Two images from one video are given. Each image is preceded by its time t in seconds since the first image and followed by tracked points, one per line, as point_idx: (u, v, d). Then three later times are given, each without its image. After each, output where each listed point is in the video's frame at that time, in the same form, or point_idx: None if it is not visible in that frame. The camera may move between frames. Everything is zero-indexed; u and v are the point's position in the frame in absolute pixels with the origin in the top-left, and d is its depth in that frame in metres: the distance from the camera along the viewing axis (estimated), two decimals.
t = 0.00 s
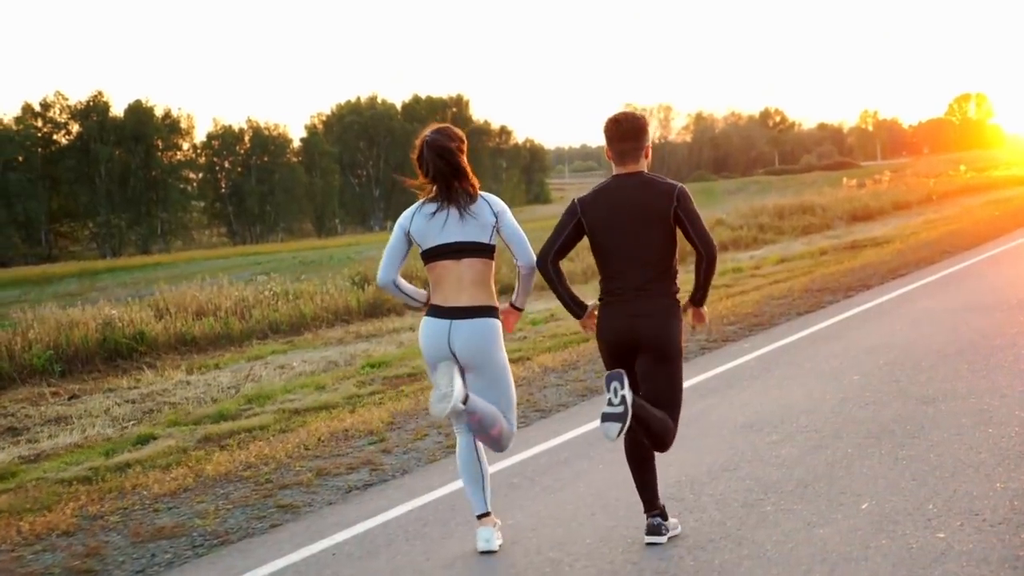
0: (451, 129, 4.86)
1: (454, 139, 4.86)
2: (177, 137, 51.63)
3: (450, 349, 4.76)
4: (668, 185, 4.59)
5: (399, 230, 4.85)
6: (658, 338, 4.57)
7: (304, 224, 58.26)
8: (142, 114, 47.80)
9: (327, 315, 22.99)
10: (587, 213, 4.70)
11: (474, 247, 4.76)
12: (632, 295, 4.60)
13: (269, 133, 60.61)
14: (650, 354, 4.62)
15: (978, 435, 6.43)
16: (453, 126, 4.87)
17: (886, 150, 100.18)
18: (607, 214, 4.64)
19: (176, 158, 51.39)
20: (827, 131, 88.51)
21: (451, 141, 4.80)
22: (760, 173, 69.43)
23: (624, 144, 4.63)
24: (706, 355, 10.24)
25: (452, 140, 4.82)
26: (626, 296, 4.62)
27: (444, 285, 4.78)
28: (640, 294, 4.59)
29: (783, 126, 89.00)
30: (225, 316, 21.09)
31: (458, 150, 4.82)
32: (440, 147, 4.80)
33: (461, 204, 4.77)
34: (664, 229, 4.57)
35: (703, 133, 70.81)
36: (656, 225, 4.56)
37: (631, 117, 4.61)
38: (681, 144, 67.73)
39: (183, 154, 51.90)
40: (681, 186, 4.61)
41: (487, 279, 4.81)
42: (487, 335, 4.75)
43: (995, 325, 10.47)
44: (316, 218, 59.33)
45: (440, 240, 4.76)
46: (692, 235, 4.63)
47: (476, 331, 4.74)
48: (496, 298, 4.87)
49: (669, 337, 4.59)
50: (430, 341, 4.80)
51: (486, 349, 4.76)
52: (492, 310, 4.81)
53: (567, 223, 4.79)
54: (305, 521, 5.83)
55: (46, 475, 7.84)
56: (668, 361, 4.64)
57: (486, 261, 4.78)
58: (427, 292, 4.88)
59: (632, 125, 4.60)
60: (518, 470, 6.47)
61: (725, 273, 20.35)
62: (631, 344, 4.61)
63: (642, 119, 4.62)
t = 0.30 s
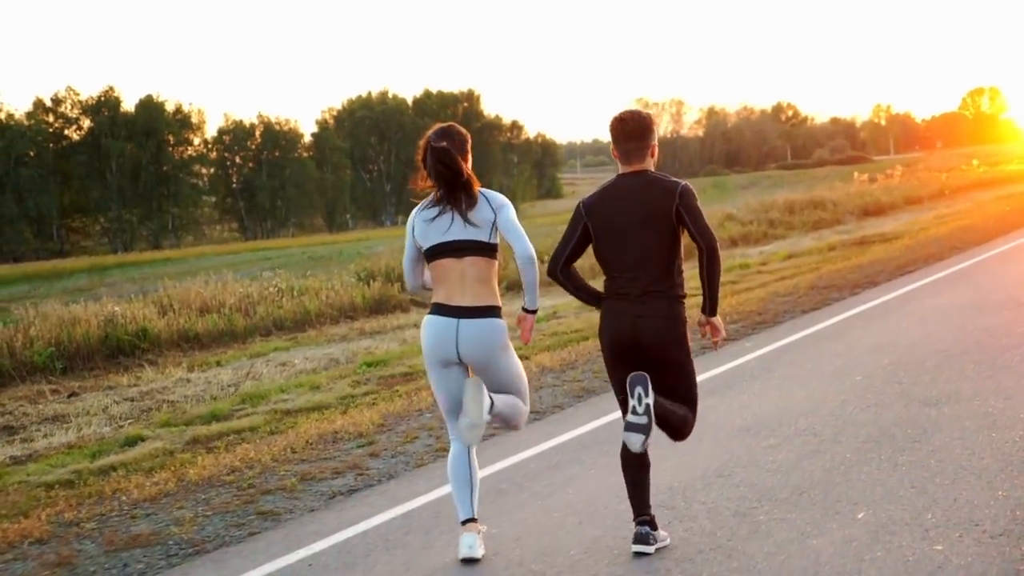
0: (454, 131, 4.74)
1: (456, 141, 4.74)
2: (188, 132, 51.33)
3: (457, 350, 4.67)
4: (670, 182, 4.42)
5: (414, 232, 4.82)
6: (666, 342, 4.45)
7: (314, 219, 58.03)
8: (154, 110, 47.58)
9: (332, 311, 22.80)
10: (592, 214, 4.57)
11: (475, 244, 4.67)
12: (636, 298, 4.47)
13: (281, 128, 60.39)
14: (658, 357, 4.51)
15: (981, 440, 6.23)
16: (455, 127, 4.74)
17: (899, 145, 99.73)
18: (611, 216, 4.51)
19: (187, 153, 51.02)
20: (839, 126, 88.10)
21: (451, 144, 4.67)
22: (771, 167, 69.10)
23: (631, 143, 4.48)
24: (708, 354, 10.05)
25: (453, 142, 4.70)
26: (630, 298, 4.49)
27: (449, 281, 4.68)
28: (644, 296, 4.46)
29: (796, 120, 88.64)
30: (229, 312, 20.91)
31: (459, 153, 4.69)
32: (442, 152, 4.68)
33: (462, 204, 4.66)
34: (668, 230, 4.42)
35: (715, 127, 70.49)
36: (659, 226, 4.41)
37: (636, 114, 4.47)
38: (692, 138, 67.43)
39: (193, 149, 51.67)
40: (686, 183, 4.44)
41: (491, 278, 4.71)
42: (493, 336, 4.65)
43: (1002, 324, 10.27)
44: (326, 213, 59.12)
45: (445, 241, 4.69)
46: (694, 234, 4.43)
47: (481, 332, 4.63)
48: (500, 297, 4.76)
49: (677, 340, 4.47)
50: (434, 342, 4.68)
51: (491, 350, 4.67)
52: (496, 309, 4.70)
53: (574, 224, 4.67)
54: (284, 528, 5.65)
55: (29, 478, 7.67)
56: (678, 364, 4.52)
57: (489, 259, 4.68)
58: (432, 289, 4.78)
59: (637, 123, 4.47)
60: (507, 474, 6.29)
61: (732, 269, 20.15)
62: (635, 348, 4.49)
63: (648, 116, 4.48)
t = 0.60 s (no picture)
0: (460, 124, 4.78)
1: (463, 134, 4.78)
2: (200, 128, 51.09)
3: (465, 344, 4.67)
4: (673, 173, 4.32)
5: (424, 231, 4.81)
6: (668, 334, 4.38)
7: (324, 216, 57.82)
8: (166, 106, 47.33)
9: (338, 308, 22.61)
10: (598, 205, 4.50)
11: (477, 237, 4.65)
12: (638, 291, 4.39)
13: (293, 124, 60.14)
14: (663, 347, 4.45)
15: (985, 444, 6.06)
16: (461, 120, 4.79)
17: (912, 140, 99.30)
18: (618, 208, 4.43)
19: (199, 148, 50.78)
20: (852, 121, 87.70)
21: (450, 136, 4.72)
22: (784, 162, 68.79)
23: (640, 132, 4.40)
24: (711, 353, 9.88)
25: (455, 136, 4.75)
26: (633, 290, 4.41)
27: (452, 275, 4.68)
28: (647, 289, 4.38)
29: (808, 115, 88.29)
30: (233, 309, 20.73)
31: (460, 146, 4.73)
32: (443, 145, 4.73)
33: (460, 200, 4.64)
34: (670, 222, 4.33)
35: (728, 122, 70.19)
36: (661, 218, 4.32)
37: (644, 105, 4.39)
38: (704, 132, 67.15)
39: (205, 145, 51.41)
40: (691, 173, 4.33)
41: (494, 269, 4.69)
42: (502, 325, 4.66)
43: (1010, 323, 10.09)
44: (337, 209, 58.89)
45: (442, 236, 4.70)
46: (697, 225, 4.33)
47: (490, 322, 4.65)
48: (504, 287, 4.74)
49: (681, 332, 4.40)
50: (443, 336, 4.68)
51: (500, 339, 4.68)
52: (503, 298, 4.71)
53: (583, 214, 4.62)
54: (266, 536, 5.49)
55: (14, 481, 7.51)
56: (684, 352, 4.47)
57: (490, 251, 4.66)
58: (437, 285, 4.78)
59: (645, 114, 4.39)
60: (498, 480, 6.13)
61: (739, 266, 19.94)
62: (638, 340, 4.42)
63: (656, 107, 4.39)
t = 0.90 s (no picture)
0: (465, 114, 4.71)
1: (468, 125, 4.71)
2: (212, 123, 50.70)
3: (474, 337, 4.64)
4: (677, 160, 4.33)
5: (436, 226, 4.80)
6: (675, 320, 4.38)
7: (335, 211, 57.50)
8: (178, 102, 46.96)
9: (343, 306, 22.36)
10: (603, 192, 4.50)
11: (476, 229, 4.62)
12: (644, 278, 4.39)
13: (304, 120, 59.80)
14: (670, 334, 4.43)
15: (988, 451, 5.85)
16: (465, 109, 4.72)
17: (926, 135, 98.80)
18: (621, 195, 4.43)
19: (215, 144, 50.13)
20: (865, 116, 87.26)
21: (449, 132, 4.66)
22: (797, 157, 68.42)
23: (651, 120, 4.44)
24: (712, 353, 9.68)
25: (455, 131, 4.68)
26: (638, 278, 4.40)
27: (456, 267, 4.68)
28: (653, 276, 4.38)
29: (822, 110, 87.86)
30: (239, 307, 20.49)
31: (462, 139, 4.68)
32: (443, 137, 4.69)
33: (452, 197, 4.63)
34: (675, 210, 4.33)
35: (741, 117, 69.83)
36: (665, 206, 4.33)
37: (655, 92, 4.44)
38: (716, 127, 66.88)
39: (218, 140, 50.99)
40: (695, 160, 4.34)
41: (498, 259, 4.67)
42: (508, 313, 4.65)
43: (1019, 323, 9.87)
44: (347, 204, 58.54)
45: (440, 226, 4.71)
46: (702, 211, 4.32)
47: (496, 312, 4.63)
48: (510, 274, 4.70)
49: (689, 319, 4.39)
50: (452, 325, 4.64)
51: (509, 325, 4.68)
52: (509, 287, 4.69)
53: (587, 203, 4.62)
54: (242, 547, 5.31)
55: None
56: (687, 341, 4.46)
57: (491, 241, 4.63)
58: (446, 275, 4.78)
59: (654, 101, 4.44)
60: (484, 488, 5.94)
61: (746, 264, 19.72)
62: (643, 328, 4.40)
63: (665, 94, 4.43)
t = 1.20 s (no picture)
0: (468, 107, 4.96)
1: (472, 118, 4.95)
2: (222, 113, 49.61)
3: (478, 334, 4.86)
4: (679, 154, 4.52)
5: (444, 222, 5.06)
6: (677, 310, 4.56)
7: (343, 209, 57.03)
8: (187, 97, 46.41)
9: (348, 305, 21.71)
10: (611, 185, 4.72)
11: (477, 227, 4.86)
12: (648, 269, 4.59)
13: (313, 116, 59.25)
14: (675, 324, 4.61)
15: (989, 459, 5.67)
16: (469, 105, 4.95)
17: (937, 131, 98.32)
18: (626, 187, 4.65)
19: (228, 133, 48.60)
20: (876, 113, 86.78)
21: (452, 127, 4.91)
22: (808, 155, 68.03)
23: (658, 112, 4.64)
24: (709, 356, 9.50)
25: (458, 125, 4.93)
26: (642, 269, 4.60)
27: (461, 266, 4.91)
28: (656, 267, 4.57)
29: (832, 109, 87.39)
30: (242, 303, 19.67)
31: (464, 133, 4.92)
32: (446, 130, 4.95)
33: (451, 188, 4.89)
34: (677, 202, 4.52)
35: (751, 115, 69.41)
36: (667, 198, 4.52)
37: (663, 86, 4.65)
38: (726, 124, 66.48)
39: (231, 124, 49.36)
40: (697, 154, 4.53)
41: (501, 258, 4.87)
42: (514, 311, 4.86)
43: None
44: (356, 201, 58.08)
45: (445, 223, 4.96)
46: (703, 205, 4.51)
47: (499, 309, 4.84)
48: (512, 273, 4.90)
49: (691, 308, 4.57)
50: (456, 320, 4.87)
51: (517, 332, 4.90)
52: (513, 283, 4.90)
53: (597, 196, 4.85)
54: (219, 560, 5.16)
55: None
56: (694, 331, 4.65)
57: (490, 241, 4.84)
58: (455, 273, 5.00)
59: (663, 94, 4.64)
60: (471, 499, 5.79)
61: (751, 263, 19.49)
62: (646, 318, 4.59)
63: (673, 89, 4.64)
